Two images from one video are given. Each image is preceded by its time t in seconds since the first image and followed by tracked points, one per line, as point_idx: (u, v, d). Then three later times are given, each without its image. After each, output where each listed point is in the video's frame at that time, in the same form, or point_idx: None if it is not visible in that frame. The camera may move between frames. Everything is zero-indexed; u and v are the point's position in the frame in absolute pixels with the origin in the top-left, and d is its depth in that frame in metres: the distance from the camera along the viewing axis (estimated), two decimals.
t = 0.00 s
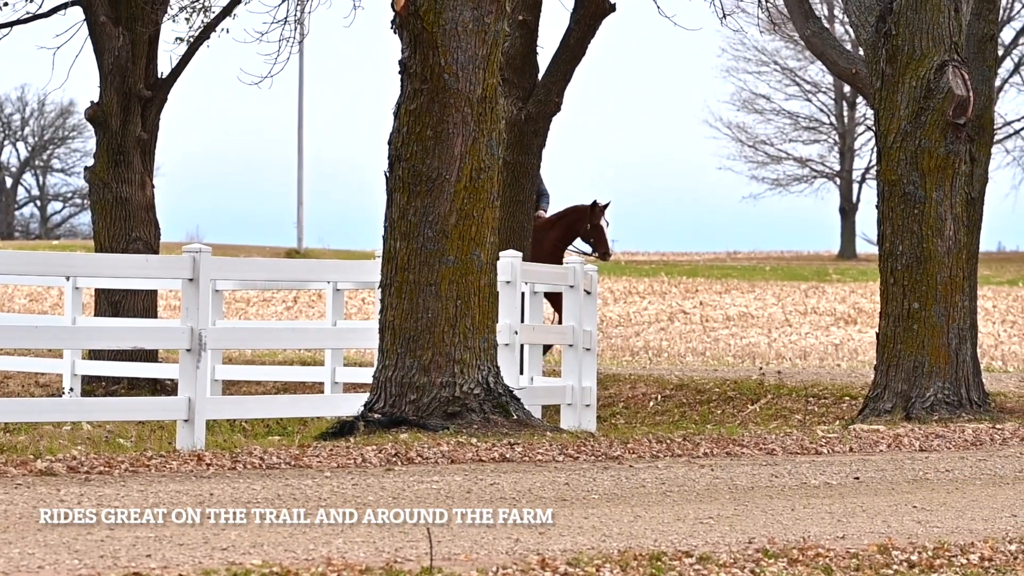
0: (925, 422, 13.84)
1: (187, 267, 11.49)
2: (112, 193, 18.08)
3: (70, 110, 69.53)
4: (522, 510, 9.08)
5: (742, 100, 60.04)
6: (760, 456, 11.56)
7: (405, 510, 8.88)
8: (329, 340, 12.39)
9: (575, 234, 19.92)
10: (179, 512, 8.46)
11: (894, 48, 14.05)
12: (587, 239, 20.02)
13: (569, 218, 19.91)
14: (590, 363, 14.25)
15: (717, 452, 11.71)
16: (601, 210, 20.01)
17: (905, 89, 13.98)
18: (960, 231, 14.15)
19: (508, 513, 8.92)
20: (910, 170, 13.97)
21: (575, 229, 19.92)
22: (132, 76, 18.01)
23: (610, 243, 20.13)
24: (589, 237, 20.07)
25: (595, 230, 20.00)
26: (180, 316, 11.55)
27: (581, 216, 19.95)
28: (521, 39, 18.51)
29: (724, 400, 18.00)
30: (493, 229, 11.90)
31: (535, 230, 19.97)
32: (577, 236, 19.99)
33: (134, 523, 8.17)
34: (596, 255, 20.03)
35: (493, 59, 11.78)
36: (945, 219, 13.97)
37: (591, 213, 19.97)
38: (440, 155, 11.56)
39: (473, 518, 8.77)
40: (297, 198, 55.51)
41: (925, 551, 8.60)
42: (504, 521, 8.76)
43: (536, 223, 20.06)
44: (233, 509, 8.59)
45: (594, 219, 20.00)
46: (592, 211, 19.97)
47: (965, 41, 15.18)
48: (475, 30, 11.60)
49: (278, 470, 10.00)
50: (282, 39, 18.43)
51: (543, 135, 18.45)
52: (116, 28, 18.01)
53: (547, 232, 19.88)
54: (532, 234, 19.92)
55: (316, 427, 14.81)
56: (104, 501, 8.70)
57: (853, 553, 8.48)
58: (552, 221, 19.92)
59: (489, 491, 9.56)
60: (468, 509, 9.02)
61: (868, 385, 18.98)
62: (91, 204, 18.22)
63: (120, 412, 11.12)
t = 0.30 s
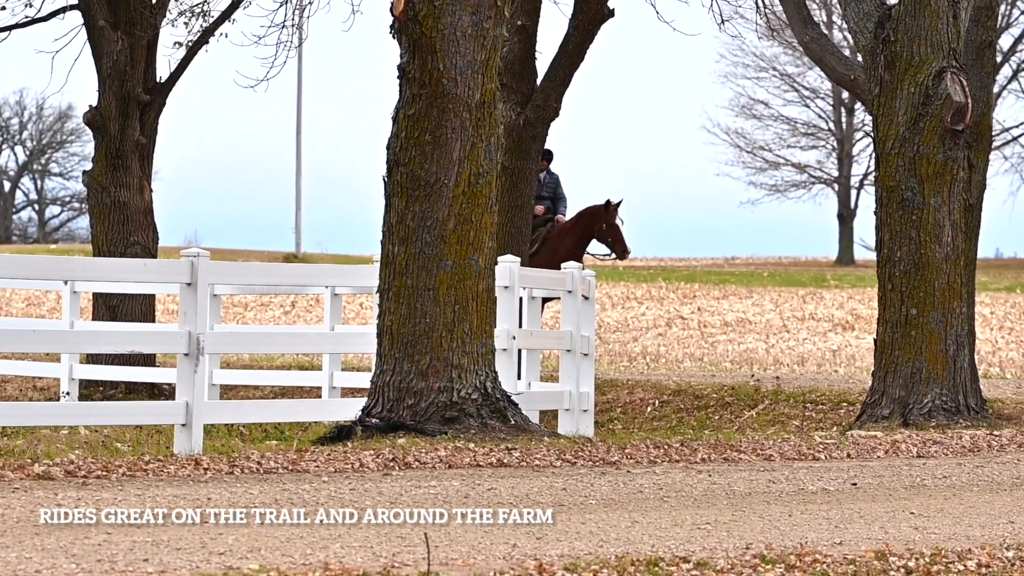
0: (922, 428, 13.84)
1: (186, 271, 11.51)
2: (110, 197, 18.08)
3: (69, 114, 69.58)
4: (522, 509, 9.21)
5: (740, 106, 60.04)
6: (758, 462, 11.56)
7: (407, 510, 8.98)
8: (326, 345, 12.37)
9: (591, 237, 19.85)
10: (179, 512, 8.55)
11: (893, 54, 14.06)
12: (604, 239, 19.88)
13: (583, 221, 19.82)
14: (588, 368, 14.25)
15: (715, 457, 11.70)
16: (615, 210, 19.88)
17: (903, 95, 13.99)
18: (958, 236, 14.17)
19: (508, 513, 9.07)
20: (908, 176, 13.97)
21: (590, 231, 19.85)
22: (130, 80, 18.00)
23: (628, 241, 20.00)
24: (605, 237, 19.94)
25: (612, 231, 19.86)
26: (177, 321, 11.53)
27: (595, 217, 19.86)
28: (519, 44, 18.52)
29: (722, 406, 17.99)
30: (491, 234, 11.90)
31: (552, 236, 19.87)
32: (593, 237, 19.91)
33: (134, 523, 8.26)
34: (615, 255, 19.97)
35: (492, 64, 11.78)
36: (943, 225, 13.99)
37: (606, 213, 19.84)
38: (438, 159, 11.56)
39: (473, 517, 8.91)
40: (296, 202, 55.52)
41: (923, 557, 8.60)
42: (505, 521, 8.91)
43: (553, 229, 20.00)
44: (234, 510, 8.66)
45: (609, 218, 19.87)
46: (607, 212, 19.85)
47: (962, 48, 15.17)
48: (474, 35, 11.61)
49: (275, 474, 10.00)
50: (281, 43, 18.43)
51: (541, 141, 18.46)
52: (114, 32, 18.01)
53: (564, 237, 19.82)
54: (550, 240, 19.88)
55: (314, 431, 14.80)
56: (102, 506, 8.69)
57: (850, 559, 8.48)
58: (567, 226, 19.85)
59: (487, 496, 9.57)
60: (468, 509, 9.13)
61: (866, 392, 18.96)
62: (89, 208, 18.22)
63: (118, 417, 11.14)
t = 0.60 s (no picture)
0: (923, 427, 13.83)
1: (186, 269, 11.50)
2: (111, 195, 18.08)
3: (69, 113, 69.59)
4: (522, 509, 9.18)
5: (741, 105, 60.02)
6: (758, 461, 11.56)
7: (407, 509, 8.96)
8: (327, 344, 12.38)
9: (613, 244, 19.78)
10: (180, 512, 8.52)
11: (893, 54, 14.06)
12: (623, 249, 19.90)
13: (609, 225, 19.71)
14: (588, 367, 14.24)
15: (715, 456, 11.71)
16: (640, 222, 19.98)
17: (904, 95, 13.99)
18: (959, 236, 14.17)
19: (508, 514, 9.04)
20: (908, 176, 13.97)
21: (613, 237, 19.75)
22: (131, 78, 18.00)
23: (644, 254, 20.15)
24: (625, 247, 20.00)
25: (633, 241, 19.98)
26: (178, 319, 11.54)
27: (619, 224, 19.83)
28: (520, 43, 18.51)
29: (722, 405, 17.99)
30: (492, 233, 11.90)
31: (577, 234, 19.65)
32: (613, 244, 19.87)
33: (134, 523, 8.22)
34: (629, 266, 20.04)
35: (493, 63, 11.78)
36: (943, 225, 13.99)
37: (631, 222, 19.87)
38: (439, 158, 11.56)
39: (473, 518, 8.88)
40: (296, 200, 55.52)
41: (923, 556, 8.60)
42: (504, 521, 8.89)
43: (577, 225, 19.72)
44: (234, 509, 8.64)
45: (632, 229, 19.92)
46: (633, 221, 19.91)
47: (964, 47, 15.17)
48: (475, 34, 11.61)
49: (275, 472, 10.00)
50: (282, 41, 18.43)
51: (542, 139, 18.45)
52: (115, 31, 18.01)
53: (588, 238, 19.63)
54: (574, 238, 19.66)
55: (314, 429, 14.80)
56: (102, 504, 8.69)
57: (850, 558, 8.48)
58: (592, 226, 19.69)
59: (486, 494, 9.57)
60: (467, 509, 9.11)
61: (866, 391, 18.95)
62: (90, 206, 18.22)
63: (119, 416, 11.14)
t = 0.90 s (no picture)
0: (923, 421, 13.83)
1: (186, 262, 11.50)
2: (111, 188, 18.07)
3: (70, 106, 69.59)
4: (522, 509, 9.01)
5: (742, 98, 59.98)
6: (758, 454, 11.56)
7: (405, 510, 8.81)
8: (327, 336, 12.37)
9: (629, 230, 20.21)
10: (179, 512, 8.35)
11: (894, 47, 14.04)
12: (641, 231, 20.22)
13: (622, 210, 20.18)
14: (588, 360, 14.23)
15: (715, 450, 11.71)
16: (652, 201, 20.29)
17: (904, 88, 13.97)
18: (959, 229, 14.17)
19: (508, 514, 8.86)
20: (909, 169, 13.96)
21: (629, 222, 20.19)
22: (132, 71, 17.99)
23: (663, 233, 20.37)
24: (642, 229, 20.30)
25: (648, 222, 20.23)
26: (178, 312, 11.54)
27: (633, 208, 20.25)
28: (520, 36, 18.49)
29: (723, 398, 17.99)
30: (492, 226, 11.90)
31: (596, 224, 20.20)
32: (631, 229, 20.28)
33: (133, 523, 8.06)
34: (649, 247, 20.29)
35: (493, 56, 11.77)
36: (944, 218, 13.98)
37: (645, 204, 20.24)
38: (439, 151, 11.56)
39: (473, 518, 8.70)
40: (296, 193, 55.51)
41: (923, 550, 8.61)
42: (504, 521, 8.71)
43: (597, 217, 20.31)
44: (233, 509, 8.50)
45: (646, 210, 20.29)
46: (644, 203, 20.25)
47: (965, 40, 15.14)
48: (475, 27, 11.59)
49: (275, 465, 10.00)
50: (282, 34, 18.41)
51: (542, 133, 18.44)
52: (116, 23, 17.99)
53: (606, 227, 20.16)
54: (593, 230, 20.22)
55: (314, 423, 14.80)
56: (102, 496, 8.70)
57: (850, 552, 8.48)
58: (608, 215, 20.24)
59: (486, 488, 9.57)
60: (468, 509, 8.95)
61: (867, 385, 18.95)
62: (90, 198, 18.22)
63: (118, 408, 11.13)
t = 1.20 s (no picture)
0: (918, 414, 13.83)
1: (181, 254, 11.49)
2: (106, 180, 18.06)
3: (65, 97, 69.49)
4: (522, 509, 8.82)
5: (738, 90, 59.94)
6: (753, 447, 11.57)
7: (406, 510, 8.63)
8: (322, 329, 12.37)
9: (645, 230, 20.17)
10: (180, 512, 8.17)
11: (890, 40, 14.03)
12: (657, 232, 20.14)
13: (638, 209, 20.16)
14: (583, 353, 14.23)
15: (710, 442, 11.72)
16: (670, 203, 20.21)
17: (900, 81, 13.97)
18: (954, 222, 14.16)
19: (508, 514, 8.68)
20: (905, 162, 13.96)
21: (646, 222, 20.15)
22: (127, 63, 17.90)
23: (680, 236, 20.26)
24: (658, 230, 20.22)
25: (664, 223, 20.16)
26: (173, 304, 11.54)
27: (651, 209, 20.20)
28: (515, 29, 18.47)
29: (718, 391, 18.00)
30: (487, 218, 11.89)
31: (613, 220, 20.24)
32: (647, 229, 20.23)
33: (134, 524, 7.86)
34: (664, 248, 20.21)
35: (489, 48, 11.75)
36: (939, 211, 13.97)
37: (662, 205, 20.18)
38: (435, 144, 11.55)
39: (473, 518, 8.53)
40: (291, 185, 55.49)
41: (917, 543, 8.61)
42: (505, 522, 8.53)
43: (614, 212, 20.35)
44: (233, 509, 8.31)
45: (664, 212, 20.22)
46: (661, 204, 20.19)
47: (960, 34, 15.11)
48: (471, 19, 11.57)
49: (270, 458, 9.99)
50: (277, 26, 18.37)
51: (538, 125, 18.42)
52: (111, 15, 17.93)
53: (622, 224, 20.17)
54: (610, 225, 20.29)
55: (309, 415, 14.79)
56: (97, 488, 8.70)
57: (845, 544, 8.49)
58: (625, 213, 20.24)
59: (481, 480, 9.57)
60: (468, 509, 8.77)
61: (862, 378, 18.97)
62: (85, 190, 18.20)
63: (112, 400, 11.13)
